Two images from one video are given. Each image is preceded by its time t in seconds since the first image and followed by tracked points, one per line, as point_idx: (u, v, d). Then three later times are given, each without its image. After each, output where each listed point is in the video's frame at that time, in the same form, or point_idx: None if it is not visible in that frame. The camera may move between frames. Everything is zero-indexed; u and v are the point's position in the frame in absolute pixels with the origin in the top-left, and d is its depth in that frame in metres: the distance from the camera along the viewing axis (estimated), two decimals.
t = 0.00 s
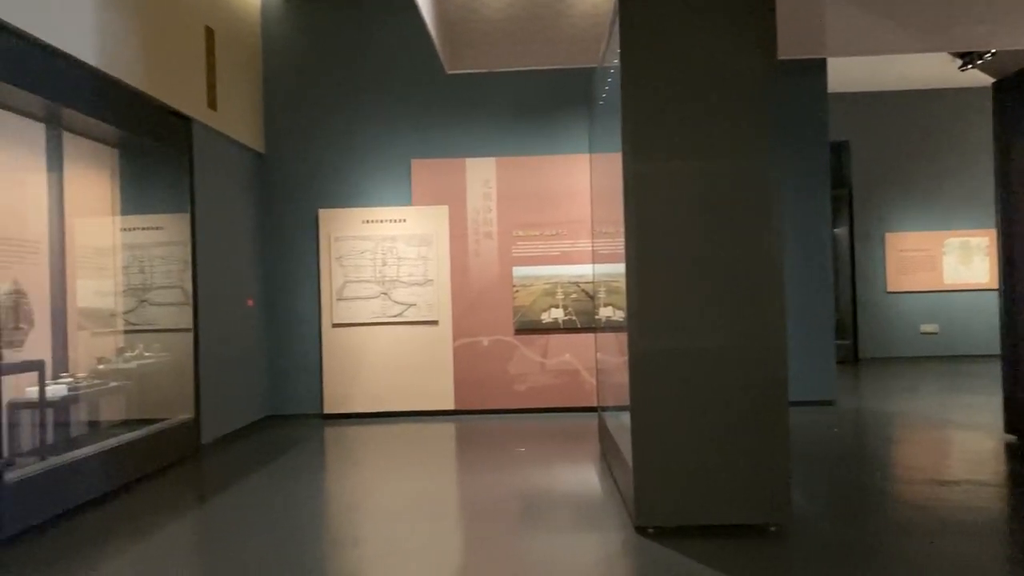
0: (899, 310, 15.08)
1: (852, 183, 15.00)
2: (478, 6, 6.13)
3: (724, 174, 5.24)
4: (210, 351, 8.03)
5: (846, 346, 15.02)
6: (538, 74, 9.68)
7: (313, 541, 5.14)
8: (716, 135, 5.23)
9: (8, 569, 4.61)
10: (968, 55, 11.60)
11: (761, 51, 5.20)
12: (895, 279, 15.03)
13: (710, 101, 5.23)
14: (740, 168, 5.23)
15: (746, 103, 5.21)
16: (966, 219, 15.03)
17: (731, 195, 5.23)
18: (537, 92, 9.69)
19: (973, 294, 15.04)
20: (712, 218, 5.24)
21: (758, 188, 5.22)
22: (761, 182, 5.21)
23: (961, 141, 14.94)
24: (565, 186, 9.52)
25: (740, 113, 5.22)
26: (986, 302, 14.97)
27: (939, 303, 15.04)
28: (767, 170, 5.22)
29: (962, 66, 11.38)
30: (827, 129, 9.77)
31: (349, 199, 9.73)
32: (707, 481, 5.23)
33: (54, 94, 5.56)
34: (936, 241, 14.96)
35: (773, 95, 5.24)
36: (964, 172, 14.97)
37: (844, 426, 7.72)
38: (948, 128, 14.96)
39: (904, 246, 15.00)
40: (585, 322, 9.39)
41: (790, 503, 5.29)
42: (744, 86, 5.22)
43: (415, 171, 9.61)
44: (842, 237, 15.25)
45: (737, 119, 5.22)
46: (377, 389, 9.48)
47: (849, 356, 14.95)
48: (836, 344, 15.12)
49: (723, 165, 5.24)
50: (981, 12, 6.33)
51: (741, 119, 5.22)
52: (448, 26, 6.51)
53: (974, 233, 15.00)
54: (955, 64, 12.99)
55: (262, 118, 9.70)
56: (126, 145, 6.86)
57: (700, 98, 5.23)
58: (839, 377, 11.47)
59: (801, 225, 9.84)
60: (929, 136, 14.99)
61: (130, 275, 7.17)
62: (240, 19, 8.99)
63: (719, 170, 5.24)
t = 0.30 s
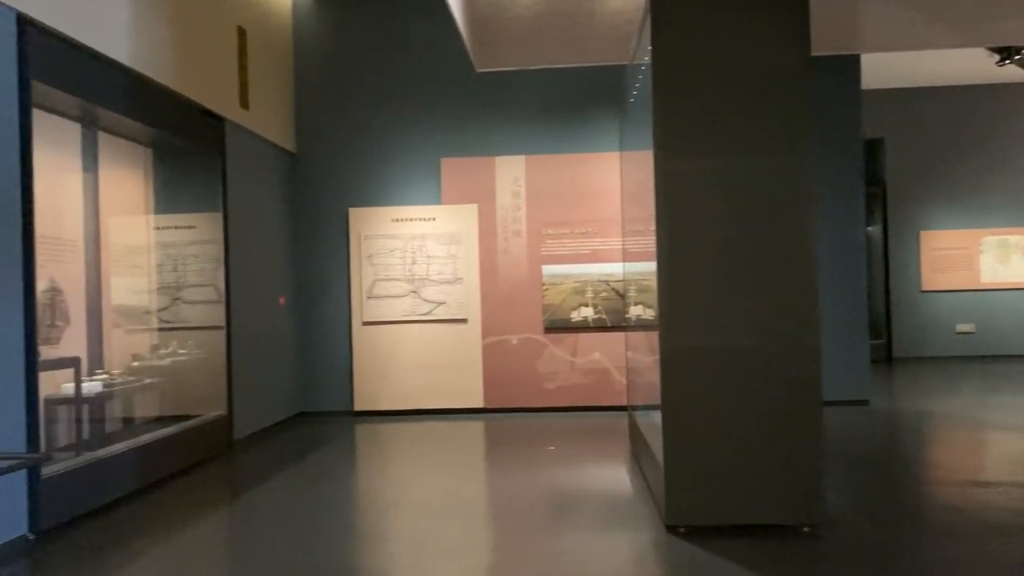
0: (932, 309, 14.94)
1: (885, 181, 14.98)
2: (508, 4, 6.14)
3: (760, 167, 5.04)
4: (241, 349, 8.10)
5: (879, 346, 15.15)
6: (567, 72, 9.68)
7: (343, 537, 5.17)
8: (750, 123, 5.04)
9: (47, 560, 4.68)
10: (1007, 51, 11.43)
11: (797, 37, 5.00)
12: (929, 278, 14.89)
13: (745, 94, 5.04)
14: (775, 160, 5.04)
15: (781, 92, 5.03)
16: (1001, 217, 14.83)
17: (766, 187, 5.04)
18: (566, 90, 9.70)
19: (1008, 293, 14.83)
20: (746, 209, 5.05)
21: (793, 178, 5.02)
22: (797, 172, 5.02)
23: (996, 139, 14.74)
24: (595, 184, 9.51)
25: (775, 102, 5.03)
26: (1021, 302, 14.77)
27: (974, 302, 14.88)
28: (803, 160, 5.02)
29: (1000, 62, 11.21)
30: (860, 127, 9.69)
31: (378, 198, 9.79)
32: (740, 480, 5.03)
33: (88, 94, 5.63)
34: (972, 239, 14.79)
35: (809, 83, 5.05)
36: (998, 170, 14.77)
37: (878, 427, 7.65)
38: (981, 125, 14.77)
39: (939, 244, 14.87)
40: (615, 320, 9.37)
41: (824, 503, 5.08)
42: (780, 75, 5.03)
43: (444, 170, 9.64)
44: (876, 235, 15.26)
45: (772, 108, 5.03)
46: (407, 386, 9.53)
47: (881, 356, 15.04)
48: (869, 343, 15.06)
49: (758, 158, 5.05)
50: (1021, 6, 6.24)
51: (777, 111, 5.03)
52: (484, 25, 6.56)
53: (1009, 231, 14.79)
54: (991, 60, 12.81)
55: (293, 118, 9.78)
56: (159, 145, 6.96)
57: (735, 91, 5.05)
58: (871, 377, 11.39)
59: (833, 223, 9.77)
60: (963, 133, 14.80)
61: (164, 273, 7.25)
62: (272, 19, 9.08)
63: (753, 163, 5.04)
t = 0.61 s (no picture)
0: (966, 309, 14.69)
1: (918, 179, 14.71)
2: (536, 2, 6.11)
3: (791, 164, 4.97)
4: (270, 346, 8.17)
5: (912, 347, 14.80)
6: (595, 70, 9.63)
7: (370, 534, 5.18)
8: (779, 122, 4.97)
9: (81, 553, 4.75)
10: None
11: (826, 38, 4.92)
12: (962, 277, 14.64)
13: (777, 91, 4.97)
14: (805, 157, 4.96)
15: (811, 91, 4.95)
16: None
17: (797, 185, 4.97)
18: (594, 89, 9.66)
19: None
20: (775, 207, 4.99)
21: (822, 176, 4.94)
22: (829, 170, 4.94)
23: None
24: (622, 182, 9.47)
25: (804, 101, 4.95)
26: None
27: (1009, 302, 14.63)
28: (833, 158, 4.93)
29: None
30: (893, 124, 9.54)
31: (406, 198, 9.83)
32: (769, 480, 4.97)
33: (120, 93, 5.69)
34: (1007, 239, 14.56)
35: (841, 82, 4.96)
36: None
37: (910, 428, 7.53)
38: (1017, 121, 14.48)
39: (973, 242, 14.62)
40: (644, 319, 9.32)
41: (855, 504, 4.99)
42: (810, 74, 4.95)
43: (472, 169, 9.65)
44: (907, 235, 14.95)
45: (802, 107, 4.95)
46: (434, 384, 9.56)
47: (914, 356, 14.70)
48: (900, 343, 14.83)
49: (787, 155, 4.97)
50: None
51: (809, 107, 4.95)
52: (511, 24, 6.54)
53: None
54: None
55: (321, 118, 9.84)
56: (190, 145, 7.04)
57: (766, 88, 4.98)
58: (904, 377, 11.21)
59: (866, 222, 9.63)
60: (998, 130, 14.52)
61: (193, 271, 7.35)
62: (301, 19, 9.16)
63: (783, 160, 4.97)
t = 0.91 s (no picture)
0: (1001, 310, 14.41)
1: (952, 178, 14.46)
2: (565, 2, 6.09)
3: (823, 161, 4.89)
4: (299, 345, 8.23)
5: (944, 347, 14.77)
6: (624, 70, 9.60)
7: (398, 532, 5.21)
8: (811, 121, 4.91)
9: (115, 548, 4.83)
10: None
11: (859, 35, 4.84)
12: (997, 277, 14.36)
13: (808, 87, 4.90)
14: (837, 155, 4.88)
15: (843, 88, 4.87)
16: None
17: (829, 182, 4.89)
18: (624, 88, 9.62)
19: None
20: (806, 206, 4.91)
21: (855, 175, 4.87)
22: (862, 166, 4.86)
23: None
24: (651, 182, 9.42)
25: (837, 98, 4.88)
26: None
27: None
28: (866, 156, 4.85)
29: None
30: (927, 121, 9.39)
31: (433, 197, 9.86)
32: (800, 482, 4.90)
33: (153, 94, 5.78)
34: None
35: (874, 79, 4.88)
36: None
37: (944, 430, 7.40)
38: None
39: (1007, 242, 14.29)
40: (672, 319, 9.27)
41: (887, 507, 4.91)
42: (842, 71, 4.87)
43: (500, 168, 9.65)
44: (939, 236, 14.80)
45: (835, 104, 4.88)
46: (462, 383, 9.57)
47: (948, 357, 14.60)
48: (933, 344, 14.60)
49: (819, 154, 4.90)
50: None
51: (841, 104, 4.88)
52: (539, 24, 6.53)
53: None
54: None
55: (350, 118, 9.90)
56: (221, 145, 7.12)
57: (797, 84, 4.91)
58: (937, 379, 11.03)
59: (899, 221, 9.47)
60: None
61: (224, 270, 7.41)
62: (330, 20, 9.22)
63: (815, 159, 4.90)
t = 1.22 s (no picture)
0: None
1: (989, 177, 14.18)
2: (594, 2, 6.07)
3: (857, 158, 4.82)
4: (329, 344, 8.30)
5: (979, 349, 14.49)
6: (655, 69, 9.54)
7: (425, 530, 5.23)
8: (843, 119, 4.83)
9: (148, 543, 4.90)
10: None
11: (892, 31, 4.77)
12: None
13: (841, 84, 4.83)
14: (870, 153, 4.81)
15: (876, 85, 4.79)
16: None
17: (862, 180, 4.82)
18: (654, 87, 9.56)
19: None
20: (838, 205, 4.84)
21: (888, 173, 4.79)
22: (896, 164, 4.77)
23: None
24: (681, 181, 9.35)
25: (869, 96, 4.80)
26: None
27: None
28: (899, 154, 4.77)
29: None
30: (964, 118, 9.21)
31: (462, 197, 9.88)
32: (832, 484, 4.83)
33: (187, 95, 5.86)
34: None
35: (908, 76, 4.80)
36: None
37: (981, 432, 7.26)
38: None
39: None
40: (702, 320, 9.19)
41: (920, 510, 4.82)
42: (874, 68, 4.79)
43: (529, 168, 9.64)
44: (974, 235, 14.36)
45: (867, 102, 4.81)
46: (490, 383, 9.59)
47: (983, 359, 14.35)
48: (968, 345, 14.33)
49: (852, 152, 4.83)
50: None
51: (875, 101, 4.80)
52: (569, 23, 6.51)
53: None
54: None
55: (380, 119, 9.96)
56: (252, 146, 7.20)
57: (830, 82, 4.84)
58: (973, 381, 10.83)
59: (935, 221, 9.30)
60: None
61: (255, 270, 7.46)
62: (361, 20, 9.28)
63: (847, 157, 4.83)
